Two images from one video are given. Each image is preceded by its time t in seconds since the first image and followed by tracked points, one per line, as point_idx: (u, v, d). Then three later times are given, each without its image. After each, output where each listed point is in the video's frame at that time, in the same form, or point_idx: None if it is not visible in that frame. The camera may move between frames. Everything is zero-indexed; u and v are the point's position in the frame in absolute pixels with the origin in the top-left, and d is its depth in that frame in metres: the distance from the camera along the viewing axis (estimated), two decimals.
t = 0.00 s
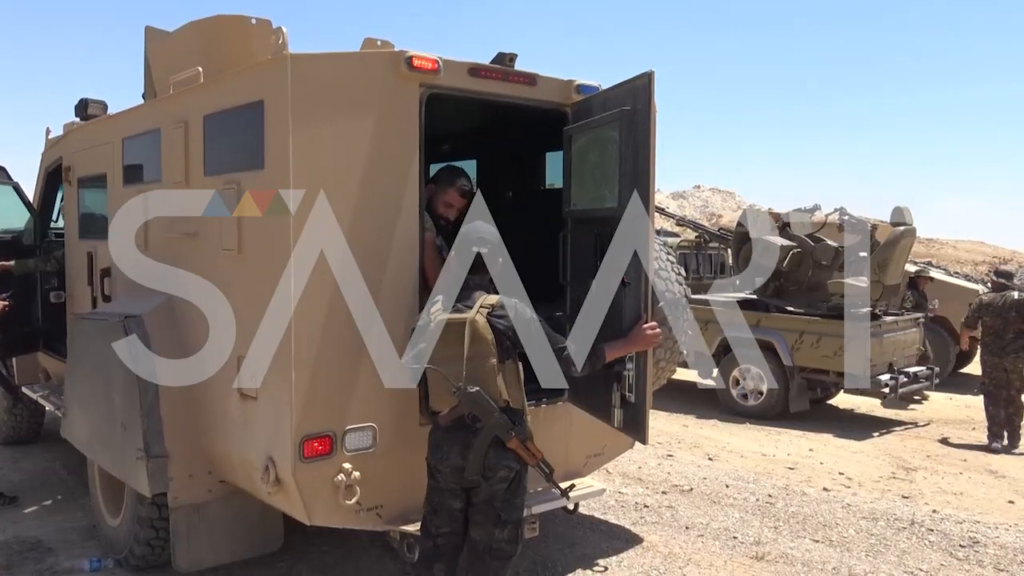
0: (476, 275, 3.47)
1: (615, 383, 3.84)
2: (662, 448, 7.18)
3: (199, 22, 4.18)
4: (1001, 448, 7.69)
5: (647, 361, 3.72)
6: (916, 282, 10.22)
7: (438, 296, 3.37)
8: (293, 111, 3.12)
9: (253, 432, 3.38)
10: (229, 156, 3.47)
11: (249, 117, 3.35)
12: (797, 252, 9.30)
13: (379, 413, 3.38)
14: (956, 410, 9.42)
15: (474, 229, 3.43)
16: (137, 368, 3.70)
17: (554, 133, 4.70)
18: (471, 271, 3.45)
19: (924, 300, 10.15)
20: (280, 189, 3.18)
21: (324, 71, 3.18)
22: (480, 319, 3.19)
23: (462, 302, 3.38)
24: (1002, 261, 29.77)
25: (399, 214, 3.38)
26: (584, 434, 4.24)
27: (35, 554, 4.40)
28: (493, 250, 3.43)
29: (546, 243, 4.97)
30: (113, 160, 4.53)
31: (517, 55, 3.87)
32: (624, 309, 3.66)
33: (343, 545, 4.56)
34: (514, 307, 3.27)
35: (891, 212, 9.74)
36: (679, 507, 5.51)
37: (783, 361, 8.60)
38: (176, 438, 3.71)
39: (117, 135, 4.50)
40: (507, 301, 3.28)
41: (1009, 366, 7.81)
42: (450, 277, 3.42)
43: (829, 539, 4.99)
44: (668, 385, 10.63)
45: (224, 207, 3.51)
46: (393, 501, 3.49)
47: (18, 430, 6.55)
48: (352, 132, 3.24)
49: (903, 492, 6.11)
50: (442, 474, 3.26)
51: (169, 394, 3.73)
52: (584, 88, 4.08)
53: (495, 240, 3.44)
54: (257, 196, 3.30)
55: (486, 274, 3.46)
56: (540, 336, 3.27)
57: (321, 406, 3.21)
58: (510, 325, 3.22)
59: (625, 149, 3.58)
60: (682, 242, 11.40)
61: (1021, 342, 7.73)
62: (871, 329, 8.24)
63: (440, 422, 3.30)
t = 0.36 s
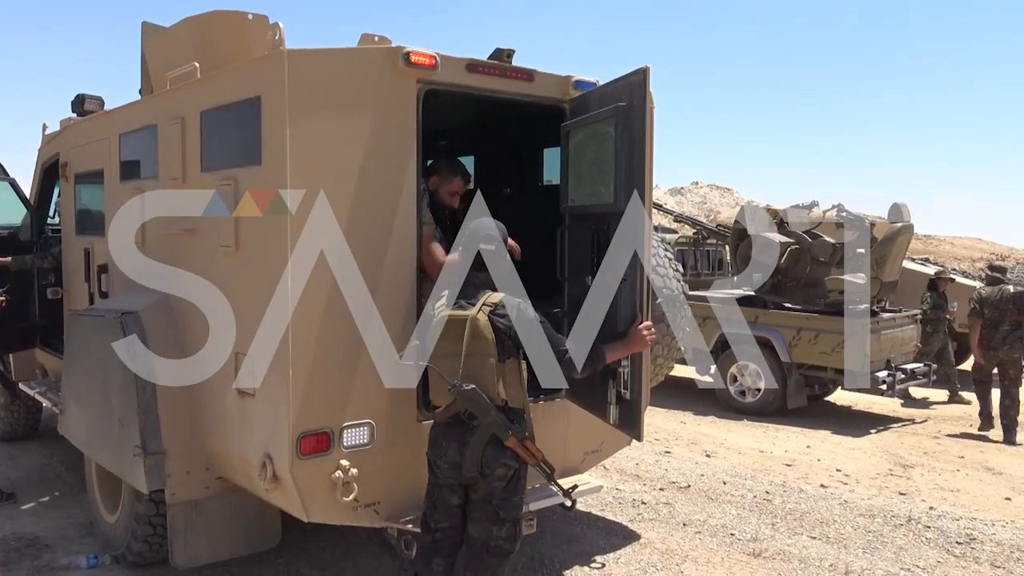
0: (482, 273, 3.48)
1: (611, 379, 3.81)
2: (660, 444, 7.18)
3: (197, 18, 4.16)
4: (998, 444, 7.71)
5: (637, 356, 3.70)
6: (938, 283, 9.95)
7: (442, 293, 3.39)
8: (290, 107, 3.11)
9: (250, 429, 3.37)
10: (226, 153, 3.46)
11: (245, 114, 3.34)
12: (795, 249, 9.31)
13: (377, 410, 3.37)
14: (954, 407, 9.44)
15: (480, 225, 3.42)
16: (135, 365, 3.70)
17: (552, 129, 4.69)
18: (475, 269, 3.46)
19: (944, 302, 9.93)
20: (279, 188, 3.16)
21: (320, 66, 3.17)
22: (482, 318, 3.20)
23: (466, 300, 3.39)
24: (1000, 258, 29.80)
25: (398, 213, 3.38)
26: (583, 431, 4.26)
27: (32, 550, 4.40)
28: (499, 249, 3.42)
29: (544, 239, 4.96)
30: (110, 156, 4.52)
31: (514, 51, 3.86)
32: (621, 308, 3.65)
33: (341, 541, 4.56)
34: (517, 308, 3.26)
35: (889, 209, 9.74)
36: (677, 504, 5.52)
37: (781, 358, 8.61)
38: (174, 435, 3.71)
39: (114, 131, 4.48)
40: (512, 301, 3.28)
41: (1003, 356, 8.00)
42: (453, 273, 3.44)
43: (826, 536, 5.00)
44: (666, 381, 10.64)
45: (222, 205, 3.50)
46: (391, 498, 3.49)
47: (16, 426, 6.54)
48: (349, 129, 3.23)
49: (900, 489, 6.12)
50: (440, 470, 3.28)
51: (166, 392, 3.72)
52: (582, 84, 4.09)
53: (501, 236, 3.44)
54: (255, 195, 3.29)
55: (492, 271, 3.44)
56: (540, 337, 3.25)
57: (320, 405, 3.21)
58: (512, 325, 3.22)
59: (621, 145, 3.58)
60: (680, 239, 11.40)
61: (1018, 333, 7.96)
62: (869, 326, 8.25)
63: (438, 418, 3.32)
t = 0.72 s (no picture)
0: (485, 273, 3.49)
1: (610, 379, 3.81)
2: (658, 444, 7.19)
3: (196, 15, 4.16)
4: (995, 446, 7.72)
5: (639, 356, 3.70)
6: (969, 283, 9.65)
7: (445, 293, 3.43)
8: (290, 105, 3.10)
9: (248, 427, 3.37)
10: (225, 150, 3.46)
11: (244, 111, 3.33)
12: (793, 249, 9.31)
13: (375, 409, 3.37)
14: (952, 408, 9.45)
15: (487, 224, 3.39)
16: (132, 363, 3.69)
17: (551, 129, 4.69)
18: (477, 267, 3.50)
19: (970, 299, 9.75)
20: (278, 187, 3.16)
21: (320, 64, 3.17)
22: (484, 318, 3.19)
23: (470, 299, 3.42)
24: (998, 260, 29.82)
25: (398, 212, 3.38)
26: (582, 430, 4.26)
27: (29, 547, 4.39)
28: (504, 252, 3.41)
29: (543, 239, 4.96)
30: (108, 153, 4.51)
31: (514, 50, 3.86)
32: (620, 308, 3.64)
33: (338, 540, 4.56)
34: (520, 307, 3.24)
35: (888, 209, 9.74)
36: (675, 504, 5.52)
37: (779, 359, 8.62)
38: (171, 433, 3.70)
39: (112, 127, 4.48)
40: (513, 300, 3.26)
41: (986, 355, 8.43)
42: (454, 271, 3.49)
43: (823, 537, 5.00)
44: (664, 381, 10.64)
45: (221, 203, 3.49)
46: (388, 497, 3.49)
47: (13, 423, 6.53)
48: (350, 128, 3.23)
49: (897, 490, 6.13)
50: (441, 467, 3.28)
51: (164, 389, 3.72)
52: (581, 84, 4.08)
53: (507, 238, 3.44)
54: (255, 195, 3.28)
55: (496, 273, 3.43)
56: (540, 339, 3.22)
57: (318, 404, 3.21)
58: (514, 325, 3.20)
59: (620, 145, 3.58)
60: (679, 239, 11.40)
61: (997, 333, 8.39)
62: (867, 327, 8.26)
63: (440, 417, 3.33)
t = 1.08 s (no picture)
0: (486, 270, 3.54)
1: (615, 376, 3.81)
2: (662, 442, 7.18)
3: (199, 15, 4.16)
4: (1002, 442, 7.69)
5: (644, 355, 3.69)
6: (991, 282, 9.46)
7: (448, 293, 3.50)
8: (293, 105, 3.10)
9: (253, 427, 3.37)
10: (228, 150, 3.46)
11: (248, 111, 3.33)
12: (797, 247, 9.29)
13: (380, 408, 3.37)
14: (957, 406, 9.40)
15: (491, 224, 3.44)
16: (137, 363, 3.70)
17: (555, 127, 4.68)
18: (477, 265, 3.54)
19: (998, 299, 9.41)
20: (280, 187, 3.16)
21: (323, 63, 3.17)
22: (492, 318, 3.19)
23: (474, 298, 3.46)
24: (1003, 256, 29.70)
25: (399, 212, 3.37)
26: (587, 428, 4.26)
27: (35, 547, 4.40)
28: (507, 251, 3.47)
29: (547, 237, 4.95)
30: (112, 153, 4.52)
31: (517, 48, 3.85)
32: (624, 307, 3.64)
33: (343, 539, 4.56)
34: (527, 306, 3.26)
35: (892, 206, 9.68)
36: (680, 502, 5.51)
37: (784, 356, 8.60)
38: (176, 433, 3.71)
39: (116, 128, 4.48)
40: (520, 300, 3.27)
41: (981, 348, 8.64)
42: (457, 269, 3.51)
43: (829, 534, 4.99)
44: (668, 379, 10.63)
45: (224, 203, 3.50)
46: (394, 496, 3.48)
47: (18, 423, 6.54)
48: (352, 127, 3.23)
49: (903, 487, 6.10)
50: (449, 467, 3.26)
51: (168, 389, 3.72)
52: (585, 82, 4.07)
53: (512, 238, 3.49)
54: (257, 194, 3.29)
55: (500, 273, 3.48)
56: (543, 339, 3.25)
57: (321, 404, 3.20)
58: (522, 324, 3.21)
59: (625, 143, 3.57)
60: (683, 237, 11.38)
61: (989, 328, 8.66)
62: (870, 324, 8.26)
63: (449, 417, 3.30)
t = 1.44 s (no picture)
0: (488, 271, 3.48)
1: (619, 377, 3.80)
2: (666, 443, 7.17)
3: (204, 14, 4.16)
4: (1007, 443, 7.66)
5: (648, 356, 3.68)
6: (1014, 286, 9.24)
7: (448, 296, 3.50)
8: (297, 105, 3.10)
9: (257, 426, 3.37)
10: (233, 150, 3.47)
11: (253, 111, 3.34)
12: (802, 247, 9.26)
13: (384, 408, 3.37)
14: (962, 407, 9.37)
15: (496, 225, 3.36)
16: (141, 362, 3.70)
17: (560, 127, 4.68)
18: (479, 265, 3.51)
19: None
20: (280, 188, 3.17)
21: (327, 63, 3.17)
22: (497, 318, 3.17)
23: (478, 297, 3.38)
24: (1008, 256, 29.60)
25: (402, 213, 3.36)
26: (592, 427, 4.27)
27: (40, 545, 4.42)
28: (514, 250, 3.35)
29: (551, 237, 4.95)
30: (118, 152, 4.53)
31: (522, 48, 3.85)
32: (629, 307, 3.63)
33: (347, 538, 4.57)
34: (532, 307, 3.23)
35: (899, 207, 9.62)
36: (683, 502, 5.50)
37: (788, 357, 8.58)
38: (180, 432, 3.71)
39: (122, 128, 4.49)
40: (525, 301, 3.23)
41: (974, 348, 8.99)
42: (456, 269, 3.58)
43: (833, 535, 4.98)
44: (672, 380, 10.62)
45: (228, 202, 3.51)
46: (398, 495, 3.48)
47: (24, 421, 6.57)
48: (354, 128, 3.22)
49: (908, 488, 6.09)
50: (454, 467, 3.29)
51: (172, 388, 3.72)
52: (590, 82, 4.06)
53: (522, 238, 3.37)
54: (258, 194, 3.30)
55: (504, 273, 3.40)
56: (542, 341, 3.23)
57: (323, 404, 3.20)
58: (527, 324, 3.19)
59: (630, 143, 3.56)
60: (688, 237, 11.36)
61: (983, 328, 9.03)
62: (875, 325, 8.24)
63: (453, 418, 3.32)
